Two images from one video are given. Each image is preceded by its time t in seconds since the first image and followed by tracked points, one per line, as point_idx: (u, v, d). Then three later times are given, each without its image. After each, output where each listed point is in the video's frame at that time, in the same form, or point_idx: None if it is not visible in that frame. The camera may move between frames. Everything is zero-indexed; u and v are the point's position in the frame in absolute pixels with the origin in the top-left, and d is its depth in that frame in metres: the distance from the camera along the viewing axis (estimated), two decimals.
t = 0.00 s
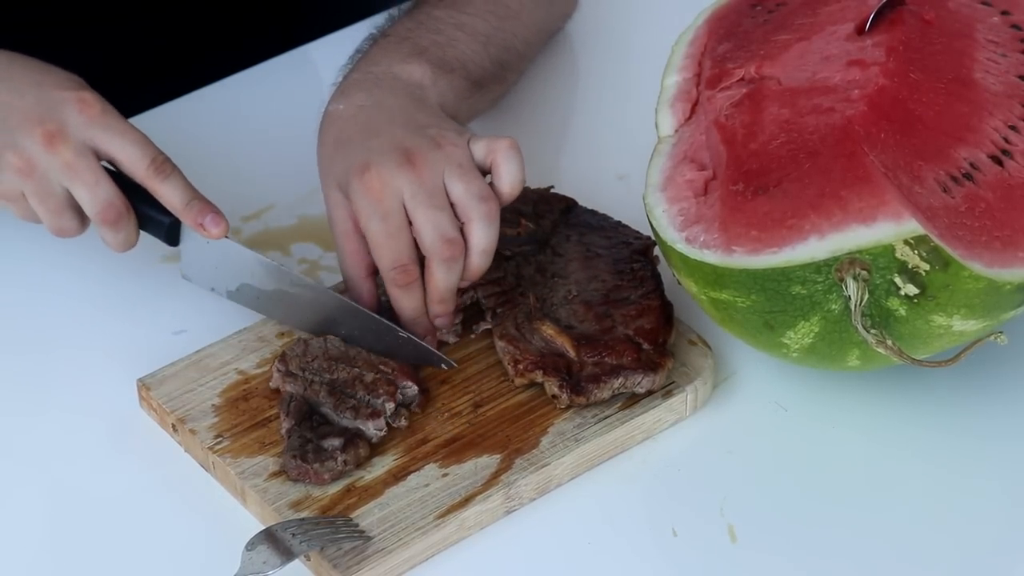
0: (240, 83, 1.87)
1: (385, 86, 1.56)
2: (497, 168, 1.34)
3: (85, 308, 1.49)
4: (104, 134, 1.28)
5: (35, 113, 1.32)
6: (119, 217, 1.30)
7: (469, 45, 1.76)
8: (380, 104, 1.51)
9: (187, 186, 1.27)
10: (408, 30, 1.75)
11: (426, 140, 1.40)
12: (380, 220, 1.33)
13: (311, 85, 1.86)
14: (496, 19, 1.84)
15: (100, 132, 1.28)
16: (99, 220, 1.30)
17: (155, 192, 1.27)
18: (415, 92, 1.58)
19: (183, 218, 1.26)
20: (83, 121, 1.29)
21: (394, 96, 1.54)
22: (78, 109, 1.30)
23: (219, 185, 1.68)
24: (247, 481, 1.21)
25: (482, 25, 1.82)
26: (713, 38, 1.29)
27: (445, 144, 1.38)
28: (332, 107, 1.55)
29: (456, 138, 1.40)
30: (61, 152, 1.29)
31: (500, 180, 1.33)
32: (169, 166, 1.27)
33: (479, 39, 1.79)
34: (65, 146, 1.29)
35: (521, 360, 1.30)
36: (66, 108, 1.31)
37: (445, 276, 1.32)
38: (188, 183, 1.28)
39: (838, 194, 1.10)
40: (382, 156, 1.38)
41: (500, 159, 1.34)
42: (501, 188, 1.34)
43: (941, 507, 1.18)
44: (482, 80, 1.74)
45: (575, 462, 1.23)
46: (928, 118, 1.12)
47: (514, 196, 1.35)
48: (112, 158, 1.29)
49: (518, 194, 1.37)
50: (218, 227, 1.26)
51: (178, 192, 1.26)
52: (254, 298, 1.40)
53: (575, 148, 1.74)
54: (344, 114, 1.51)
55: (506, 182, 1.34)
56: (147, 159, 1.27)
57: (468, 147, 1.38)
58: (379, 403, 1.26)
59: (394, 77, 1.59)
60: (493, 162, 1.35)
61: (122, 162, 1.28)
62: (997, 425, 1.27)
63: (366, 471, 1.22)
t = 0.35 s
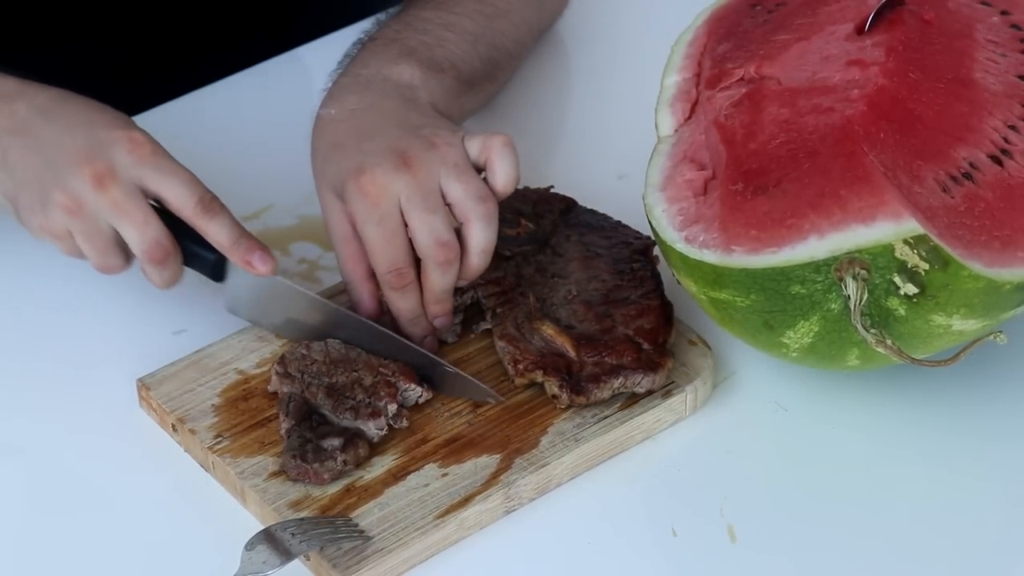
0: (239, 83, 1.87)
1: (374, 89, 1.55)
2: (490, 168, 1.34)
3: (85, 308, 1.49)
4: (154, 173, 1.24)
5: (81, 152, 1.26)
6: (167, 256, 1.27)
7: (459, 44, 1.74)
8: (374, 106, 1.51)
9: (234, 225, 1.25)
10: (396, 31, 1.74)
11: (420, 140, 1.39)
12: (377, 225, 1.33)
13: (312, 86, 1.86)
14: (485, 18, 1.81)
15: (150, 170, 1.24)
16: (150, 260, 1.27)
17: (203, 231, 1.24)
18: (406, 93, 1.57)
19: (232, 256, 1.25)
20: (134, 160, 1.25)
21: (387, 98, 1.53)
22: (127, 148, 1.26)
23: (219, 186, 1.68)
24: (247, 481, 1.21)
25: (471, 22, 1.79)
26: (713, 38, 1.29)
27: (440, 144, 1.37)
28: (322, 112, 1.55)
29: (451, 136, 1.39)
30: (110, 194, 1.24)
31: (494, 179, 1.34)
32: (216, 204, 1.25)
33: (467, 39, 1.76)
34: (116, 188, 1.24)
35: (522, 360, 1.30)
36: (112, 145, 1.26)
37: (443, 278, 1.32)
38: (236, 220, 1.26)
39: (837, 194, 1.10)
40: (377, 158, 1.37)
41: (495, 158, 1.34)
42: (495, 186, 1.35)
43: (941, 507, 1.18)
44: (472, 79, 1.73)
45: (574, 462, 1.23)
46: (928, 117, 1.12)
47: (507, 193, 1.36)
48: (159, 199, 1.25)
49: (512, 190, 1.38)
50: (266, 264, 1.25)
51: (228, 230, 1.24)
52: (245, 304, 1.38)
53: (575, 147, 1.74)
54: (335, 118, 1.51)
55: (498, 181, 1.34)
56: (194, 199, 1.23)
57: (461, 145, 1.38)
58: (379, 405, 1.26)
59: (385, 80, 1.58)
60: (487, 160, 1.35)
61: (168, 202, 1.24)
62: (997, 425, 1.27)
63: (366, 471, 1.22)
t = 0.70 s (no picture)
0: (238, 83, 1.86)
1: (389, 82, 1.54)
2: (503, 173, 1.35)
3: (85, 308, 1.49)
4: (161, 178, 1.24)
5: (96, 153, 1.28)
6: (172, 263, 1.28)
7: (463, 38, 1.75)
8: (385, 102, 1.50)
9: (244, 231, 1.25)
10: (404, 23, 1.74)
11: (431, 141, 1.39)
12: (387, 222, 1.32)
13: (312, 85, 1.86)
14: (487, 11, 1.83)
15: (159, 175, 1.25)
16: (154, 266, 1.28)
17: (212, 237, 1.24)
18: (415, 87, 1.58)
19: (240, 262, 1.24)
20: (144, 164, 1.26)
21: (401, 96, 1.52)
22: (137, 151, 1.27)
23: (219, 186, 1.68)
24: (247, 481, 1.21)
25: (472, 15, 1.81)
26: (713, 38, 1.29)
27: (451, 147, 1.38)
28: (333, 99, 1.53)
29: (461, 141, 1.40)
30: (119, 197, 1.26)
31: (506, 185, 1.35)
32: (226, 210, 1.24)
33: (472, 32, 1.77)
34: (123, 191, 1.26)
35: (524, 360, 1.30)
36: (123, 149, 1.27)
37: (453, 281, 1.31)
38: (244, 226, 1.25)
39: (838, 194, 1.10)
40: (387, 156, 1.37)
41: (507, 164, 1.35)
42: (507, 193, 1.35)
43: (941, 507, 1.18)
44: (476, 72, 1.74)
45: (575, 462, 1.23)
46: (928, 117, 1.12)
47: (518, 200, 1.36)
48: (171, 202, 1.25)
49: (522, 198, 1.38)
50: (273, 274, 1.24)
51: (235, 236, 1.23)
52: (257, 303, 1.39)
53: (575, 146, 1.74)
54: (346, 108, 1.50)
55: (511, 187, 1.35)
56: (203, 203, 1.24)
57: (472, 150, 1.38)
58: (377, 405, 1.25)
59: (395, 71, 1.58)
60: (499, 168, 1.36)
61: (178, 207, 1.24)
62: (997, 425, 1.27)
63: (366, 471, 1.22)
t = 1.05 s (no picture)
0: (239, 83, 1.86)
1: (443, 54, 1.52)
2: (548, 186, 1.36)
3: (85, 307, 1.49)
4: (86, 126, 1.27)
5: (20, 108, 1.31)
6: (110, 207, 1.30)
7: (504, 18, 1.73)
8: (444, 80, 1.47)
9: (178, 171, 1.25)
10: None
11: (483, 136, 1.39)
12: (431, 211, 1.32)
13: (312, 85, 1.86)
14: None
15: (85, 123, 1.27)
16: (92, 212, 1.30)
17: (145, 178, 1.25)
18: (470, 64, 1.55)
19: (176, 202, 1.24)
20: (69, 114, 1.28)
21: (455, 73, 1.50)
22: (61, 103, 1.28)
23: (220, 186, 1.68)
24: (247, 481, 1.21)
25: None
26: (713, 38, 1.29)
27: (503, 148, 1.38)
28: (389, 60, 1.49)
29: (512, 141, 1.40)
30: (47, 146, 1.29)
31: (548, 201, 1.36)
32: (157, 151, 1.25)
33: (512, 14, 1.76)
34: (51, 142, 1.28)
35: (524, 360, 1.29)
36: (48, 101, 1.29)
37: (482, 285, 1.32)
38: (179, 166, 1.26)
39: (838, 194, 1.10)
40: (441, 142, 1.37)
41: (556, 179, 1.36)
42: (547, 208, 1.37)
43: (941, 506, 1.18)
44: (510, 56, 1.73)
45: (575, 462, 1.23)
46: (928, 117, 1.12)
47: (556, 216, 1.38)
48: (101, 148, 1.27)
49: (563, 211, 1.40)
50: (210, 210, 1.24)
51: (167, 176, 1.24)
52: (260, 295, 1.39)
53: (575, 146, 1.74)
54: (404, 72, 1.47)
55: (553, 203, 1.37)
56: (133, 146, 1.25)
57: (523, 154, 1.39)
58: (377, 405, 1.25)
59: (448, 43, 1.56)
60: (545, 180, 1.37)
61: (110, 151, 1.26)
62: (997, 425, 1.27)
63: (366, 471, 1.22)
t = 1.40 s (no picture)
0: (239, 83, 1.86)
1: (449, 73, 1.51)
2: (553, 212, 1.35)
3: (84, 307, 1.49)
4: (84, 132, 1.25)
5: (15, 113, 1.28)
6: (109, 212, 1.29)
7: (511, 38, 1.72)
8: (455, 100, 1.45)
9: (176, 177, 1.25)
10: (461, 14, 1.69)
11: (498, 152, 1.36)
12: (438, 224, 1.29)
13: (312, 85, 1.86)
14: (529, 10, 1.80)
15: (82, 129, 1.25)
16: (89, 217, 1.29)
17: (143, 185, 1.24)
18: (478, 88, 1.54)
19: (173, 209, 1.24)
20: (66, 119, 1.26)
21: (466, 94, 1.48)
22: (58, 108, 1.27)
23: (220, 186, 1.68)
24: (247, 481, 1.21)
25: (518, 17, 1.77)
26: (713, 38, 1.29)
27: (518, 167, 1.35)
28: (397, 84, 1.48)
29: (527, 160, 1.37)
30: (41, 151, 1.26)
31: (552, 225, 1.35)
32: (155, 158, 1.25)
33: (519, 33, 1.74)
34: (49, 147, 1.26)
35: (523, 361, 1.29)
36: (44, 106, 1.27)
37: (470, 296, 1.32)
38: (176, 173, 1.25)
39: (838, 194, 1.10)
40: (456, 155, 1.34)
41: (562, 206, 1.34)
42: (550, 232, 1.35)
43: (941, 507, 1.18)
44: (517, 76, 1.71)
45: (575, 462, 1.23)
46: (928, 117, 1.12)
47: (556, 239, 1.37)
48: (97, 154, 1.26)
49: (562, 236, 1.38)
50: (208, 216, 1.25)
51: (165, 183, 1.24)
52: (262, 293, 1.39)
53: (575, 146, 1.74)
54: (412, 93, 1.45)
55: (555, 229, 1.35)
56: (131, 152, 1.24)
57: (535, 175, 1.35)
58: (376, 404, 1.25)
59: (455, 65, 1.55)
60: (551, 204, 1.35)
61: (107, 158, 1.25)
62: (997, 425, 1.27)
63: (366, 471, 1.22)
